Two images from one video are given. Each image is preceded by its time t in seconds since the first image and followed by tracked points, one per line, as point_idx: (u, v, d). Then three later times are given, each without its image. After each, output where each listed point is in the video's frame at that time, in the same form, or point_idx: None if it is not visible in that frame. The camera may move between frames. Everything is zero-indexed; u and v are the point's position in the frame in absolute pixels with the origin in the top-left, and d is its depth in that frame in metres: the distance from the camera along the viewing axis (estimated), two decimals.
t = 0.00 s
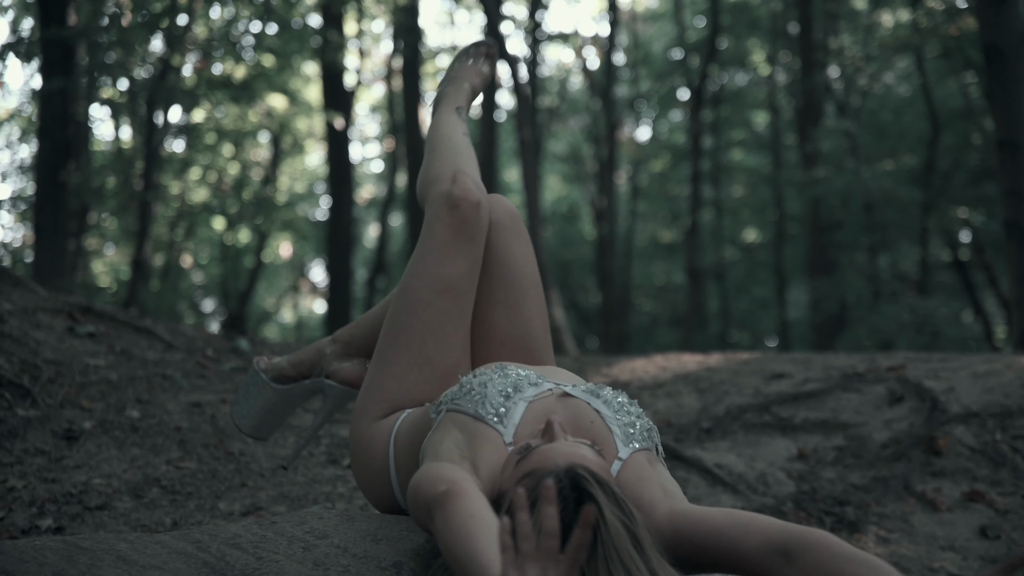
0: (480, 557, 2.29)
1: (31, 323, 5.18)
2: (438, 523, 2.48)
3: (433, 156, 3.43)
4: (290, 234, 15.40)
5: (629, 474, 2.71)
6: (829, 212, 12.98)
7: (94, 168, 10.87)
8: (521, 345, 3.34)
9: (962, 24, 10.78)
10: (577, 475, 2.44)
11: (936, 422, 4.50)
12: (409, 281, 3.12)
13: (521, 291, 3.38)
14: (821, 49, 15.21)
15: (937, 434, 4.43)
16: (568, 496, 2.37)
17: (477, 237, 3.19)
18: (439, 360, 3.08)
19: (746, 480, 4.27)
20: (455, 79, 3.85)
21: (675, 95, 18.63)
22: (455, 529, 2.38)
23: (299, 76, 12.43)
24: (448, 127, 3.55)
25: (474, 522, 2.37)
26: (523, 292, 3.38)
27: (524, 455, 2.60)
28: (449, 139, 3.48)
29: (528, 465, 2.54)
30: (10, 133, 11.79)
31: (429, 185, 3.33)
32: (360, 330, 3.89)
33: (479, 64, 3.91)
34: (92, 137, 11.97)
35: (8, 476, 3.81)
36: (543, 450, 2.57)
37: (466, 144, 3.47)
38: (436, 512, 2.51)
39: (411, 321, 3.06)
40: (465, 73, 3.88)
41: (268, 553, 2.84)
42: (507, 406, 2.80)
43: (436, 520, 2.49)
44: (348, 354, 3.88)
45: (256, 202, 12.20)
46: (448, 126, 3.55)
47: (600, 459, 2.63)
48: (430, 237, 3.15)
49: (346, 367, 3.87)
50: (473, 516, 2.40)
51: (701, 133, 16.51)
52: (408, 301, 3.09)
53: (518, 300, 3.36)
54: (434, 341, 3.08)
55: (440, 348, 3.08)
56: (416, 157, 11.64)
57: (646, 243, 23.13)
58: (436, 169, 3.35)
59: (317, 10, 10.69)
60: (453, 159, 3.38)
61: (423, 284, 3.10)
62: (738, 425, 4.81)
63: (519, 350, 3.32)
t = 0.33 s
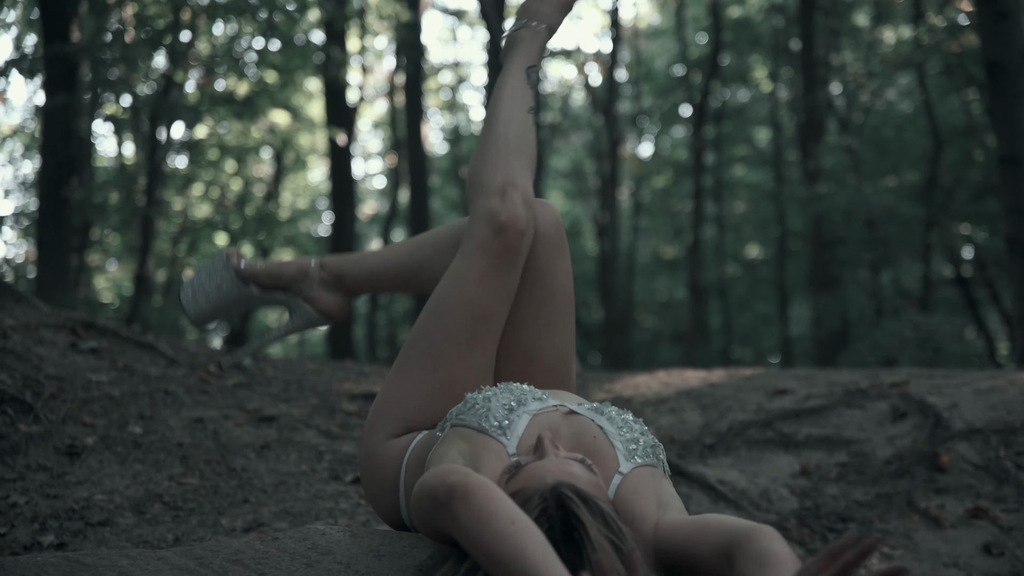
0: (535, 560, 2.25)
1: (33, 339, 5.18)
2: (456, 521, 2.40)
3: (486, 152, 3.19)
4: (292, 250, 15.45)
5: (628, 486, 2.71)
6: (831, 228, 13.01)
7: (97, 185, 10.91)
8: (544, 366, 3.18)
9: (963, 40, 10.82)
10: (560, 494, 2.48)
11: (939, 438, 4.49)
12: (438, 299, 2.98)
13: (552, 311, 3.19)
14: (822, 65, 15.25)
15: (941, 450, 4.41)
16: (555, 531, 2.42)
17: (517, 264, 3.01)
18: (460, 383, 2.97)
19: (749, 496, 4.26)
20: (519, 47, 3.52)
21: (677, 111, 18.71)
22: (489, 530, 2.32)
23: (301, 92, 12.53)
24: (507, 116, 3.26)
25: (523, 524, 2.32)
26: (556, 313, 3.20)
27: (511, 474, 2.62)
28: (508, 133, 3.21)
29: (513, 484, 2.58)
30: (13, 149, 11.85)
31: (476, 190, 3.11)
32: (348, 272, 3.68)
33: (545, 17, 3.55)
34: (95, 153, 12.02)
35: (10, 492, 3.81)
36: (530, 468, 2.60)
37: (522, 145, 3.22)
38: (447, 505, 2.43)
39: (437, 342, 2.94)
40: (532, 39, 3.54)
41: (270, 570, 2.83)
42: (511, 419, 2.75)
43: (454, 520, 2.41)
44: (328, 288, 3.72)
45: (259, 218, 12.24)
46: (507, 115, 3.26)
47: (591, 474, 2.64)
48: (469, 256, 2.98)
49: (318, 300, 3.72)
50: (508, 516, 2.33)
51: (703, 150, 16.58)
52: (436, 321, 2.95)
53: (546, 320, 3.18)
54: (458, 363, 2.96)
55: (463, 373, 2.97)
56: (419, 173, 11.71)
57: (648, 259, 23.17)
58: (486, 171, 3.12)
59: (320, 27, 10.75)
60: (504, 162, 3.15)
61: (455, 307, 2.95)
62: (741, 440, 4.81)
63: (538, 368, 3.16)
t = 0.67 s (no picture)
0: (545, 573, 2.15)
1: (31, 356, 5.17)
2: (458, 516, 2.26)
3: (518, 158, 2.75)
4: (290, 268, 15.48)
5: (629, 505, 2.55)
6: (829, 246, 13.05)
7: (95, 202, 10.93)
8: (551, 386, 2.90)
9: (960, 58, 10.90)
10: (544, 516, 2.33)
11: (937, 456, 4.48)
12: (448, 323, 2.63)
13: (567, 337, 2.90)
14: (820, 83, 15.33)
15: (939, 468, 4.41)
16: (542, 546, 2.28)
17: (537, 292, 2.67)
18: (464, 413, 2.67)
19: (747, 514, 4.26)
20: (569, 32, 2.99)
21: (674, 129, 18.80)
22: (498, 531, 2.20)
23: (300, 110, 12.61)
24: (545, 120, 2.82)
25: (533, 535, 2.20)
26: (573, 335, 2.90)
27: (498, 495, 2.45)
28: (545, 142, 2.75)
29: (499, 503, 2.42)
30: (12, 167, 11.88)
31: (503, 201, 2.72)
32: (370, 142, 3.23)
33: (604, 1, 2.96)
34: (94, 170, 12.05)
35: (6, 510, 3.80)
36: (518, 488, 2.43)
37: (561, 158, 2.76)
38: (448, 502, 2.28)
39: (442, 370, 2.63)
40: (592, 27, 2.97)
41: None
42: (511, 431, 2.60)
43: (454, 516, 2.27)
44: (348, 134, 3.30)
45: (257, 235, 12.27)
46: (545, 120, 2.80)
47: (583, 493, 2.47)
48: (485, 281, 2.62)
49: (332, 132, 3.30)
50: (519, 515, 2.23)
51: (701, 168, 16.66)
52: (446, 346, 2.62)
53: (561, 344, 2.89)
54: (462, 393, 2.65)
55: (467, 404, 2.68)
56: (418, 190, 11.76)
57: (646, 277, 23.22)
58: (514, 181, 2.71)
59: (319, 45, 10.83)
60: (535, 176, 2.71)
61: (465, 336, 2.61)
62: (739, 458, 4.81)
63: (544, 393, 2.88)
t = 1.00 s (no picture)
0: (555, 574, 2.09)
1: (28, 377, 5.15)
2: (455, 512, 2.15)
3: (527, 172, 2.58)
4: (287, 287, 15.48)
5: (628, 523, 2.48)
6: (828, 265, 13.08)
7: (93, 222, 10.96)
8: (545, 405, 2.83)
9: (958, 77, 10.96)
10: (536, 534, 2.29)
11: (936, 476, 4.47)
12: (448, 343, 2.49)
13: (565, 355, 2.84)
14: (817, 102, 15.41)
15: (937, 487, 4.39)
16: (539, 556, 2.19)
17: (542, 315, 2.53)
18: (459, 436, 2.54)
19: (745, 533, 4.24)
20: (588, 40, 2.76)
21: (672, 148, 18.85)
22: (499, 526, 2.11)
23: (298, 130, 12.65)
24: (557, 130, 2.62)
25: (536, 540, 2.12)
26: (571, 353, 2.85)
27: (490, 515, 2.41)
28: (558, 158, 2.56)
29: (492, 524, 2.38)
30: (10, 187, 11.90)
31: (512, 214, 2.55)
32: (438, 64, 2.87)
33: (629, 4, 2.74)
34: (92, 190, 12.09)
35: (3, 531, 3.78)
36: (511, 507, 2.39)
37: (573, 178, 2.58)
38: (443, 498, 2.16)
39: (441, 392, 2.50)
40: (613, 35, 2.75)
41: None
42: (511, 446, 2.51)
43: (449, 510, 2.16)
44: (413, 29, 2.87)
45: (255, 255, 12.29)
46: (557, 134, 2.60)
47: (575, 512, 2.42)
48: (490, 300, 2.47)
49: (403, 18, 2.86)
50: (520, 509, 2.15)
51: (698, 186, 16.71)
52: (448, 365, 2.49)
53: (555, 364, 2.82)
54: (460, 416, 2.52)
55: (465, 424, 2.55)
56: (416, 210, 11.79)
57: (645, 296, 23.25)
58: (523, 197, 2.54)
59: (318, 65, 10.88)
60: (546, 198, 2.54)
61: (466, 359, 2.47)
62: (737, 476, 4.81)
63: (539, 409, 2.81)
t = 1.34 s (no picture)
0: None
1: (27, 407, 5.14)
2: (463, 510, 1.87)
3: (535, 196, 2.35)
4: (288, 316, 15.52)
5: (640, 556, 2.21)
6: (827, 294, 13.12)
7: (93, 251, 10.99)
8: (553, 437, 2.53)
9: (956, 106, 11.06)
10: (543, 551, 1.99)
11: (936, 505, 4.45)
12: (449, 371, 2.24)
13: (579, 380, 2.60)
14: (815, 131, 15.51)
15: (937, 517, 4.37)
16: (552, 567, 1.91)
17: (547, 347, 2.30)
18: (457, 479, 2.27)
19: (746, 563, 4.23)
20: (614, 66, 2.45)
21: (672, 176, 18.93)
22: (509, 524, 1.85)
23: (298, 160, 12.77)
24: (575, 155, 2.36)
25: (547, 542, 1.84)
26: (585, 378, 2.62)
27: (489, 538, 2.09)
28: (571, 182, 2.31)
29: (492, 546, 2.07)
30: (11, 217, 11.94)
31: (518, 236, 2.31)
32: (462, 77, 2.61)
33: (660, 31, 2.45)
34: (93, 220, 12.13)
35: None
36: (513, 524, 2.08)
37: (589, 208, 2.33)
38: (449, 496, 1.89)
39: (441, 429, 2.21)
40: (642, 62, 2.43)
41: None
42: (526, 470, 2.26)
43: (457, 511, 1.88)
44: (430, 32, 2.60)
45: (256, 284, 12.34)
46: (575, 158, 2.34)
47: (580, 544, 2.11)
48: (495, 328, 2.23)
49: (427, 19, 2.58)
50: (529, 508, 1.90)
51: (697, 215, 16.80)
52: (451, 394, 2.22)
53: (565, 389, 2.54)
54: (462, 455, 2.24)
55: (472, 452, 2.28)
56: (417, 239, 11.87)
57: (644, 325, 23.27)
58: (529, 221, 2.31)
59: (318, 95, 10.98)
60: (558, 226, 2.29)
61: (470, 391, 2.21)
62: (737, 506, 4.81)
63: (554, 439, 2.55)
